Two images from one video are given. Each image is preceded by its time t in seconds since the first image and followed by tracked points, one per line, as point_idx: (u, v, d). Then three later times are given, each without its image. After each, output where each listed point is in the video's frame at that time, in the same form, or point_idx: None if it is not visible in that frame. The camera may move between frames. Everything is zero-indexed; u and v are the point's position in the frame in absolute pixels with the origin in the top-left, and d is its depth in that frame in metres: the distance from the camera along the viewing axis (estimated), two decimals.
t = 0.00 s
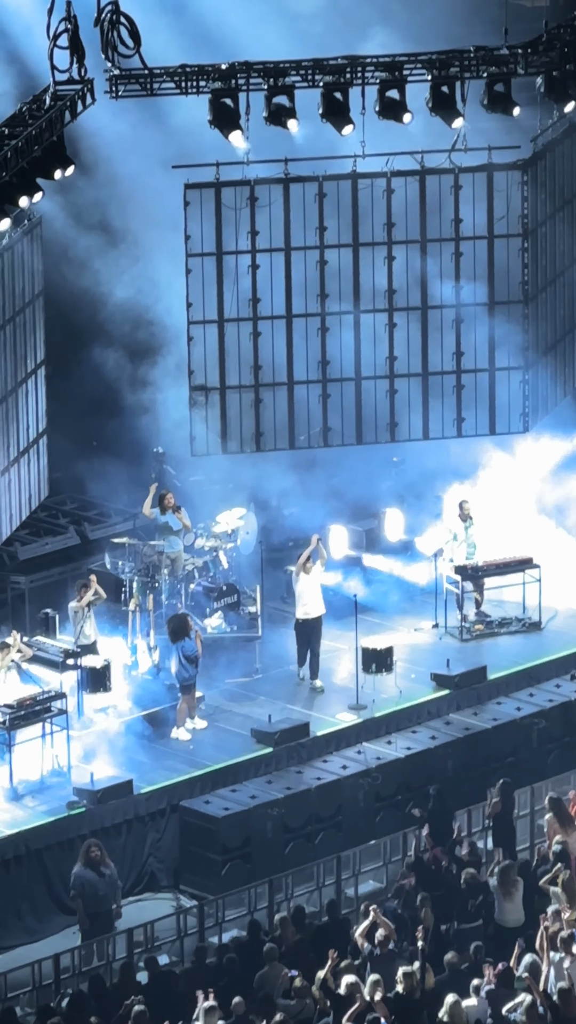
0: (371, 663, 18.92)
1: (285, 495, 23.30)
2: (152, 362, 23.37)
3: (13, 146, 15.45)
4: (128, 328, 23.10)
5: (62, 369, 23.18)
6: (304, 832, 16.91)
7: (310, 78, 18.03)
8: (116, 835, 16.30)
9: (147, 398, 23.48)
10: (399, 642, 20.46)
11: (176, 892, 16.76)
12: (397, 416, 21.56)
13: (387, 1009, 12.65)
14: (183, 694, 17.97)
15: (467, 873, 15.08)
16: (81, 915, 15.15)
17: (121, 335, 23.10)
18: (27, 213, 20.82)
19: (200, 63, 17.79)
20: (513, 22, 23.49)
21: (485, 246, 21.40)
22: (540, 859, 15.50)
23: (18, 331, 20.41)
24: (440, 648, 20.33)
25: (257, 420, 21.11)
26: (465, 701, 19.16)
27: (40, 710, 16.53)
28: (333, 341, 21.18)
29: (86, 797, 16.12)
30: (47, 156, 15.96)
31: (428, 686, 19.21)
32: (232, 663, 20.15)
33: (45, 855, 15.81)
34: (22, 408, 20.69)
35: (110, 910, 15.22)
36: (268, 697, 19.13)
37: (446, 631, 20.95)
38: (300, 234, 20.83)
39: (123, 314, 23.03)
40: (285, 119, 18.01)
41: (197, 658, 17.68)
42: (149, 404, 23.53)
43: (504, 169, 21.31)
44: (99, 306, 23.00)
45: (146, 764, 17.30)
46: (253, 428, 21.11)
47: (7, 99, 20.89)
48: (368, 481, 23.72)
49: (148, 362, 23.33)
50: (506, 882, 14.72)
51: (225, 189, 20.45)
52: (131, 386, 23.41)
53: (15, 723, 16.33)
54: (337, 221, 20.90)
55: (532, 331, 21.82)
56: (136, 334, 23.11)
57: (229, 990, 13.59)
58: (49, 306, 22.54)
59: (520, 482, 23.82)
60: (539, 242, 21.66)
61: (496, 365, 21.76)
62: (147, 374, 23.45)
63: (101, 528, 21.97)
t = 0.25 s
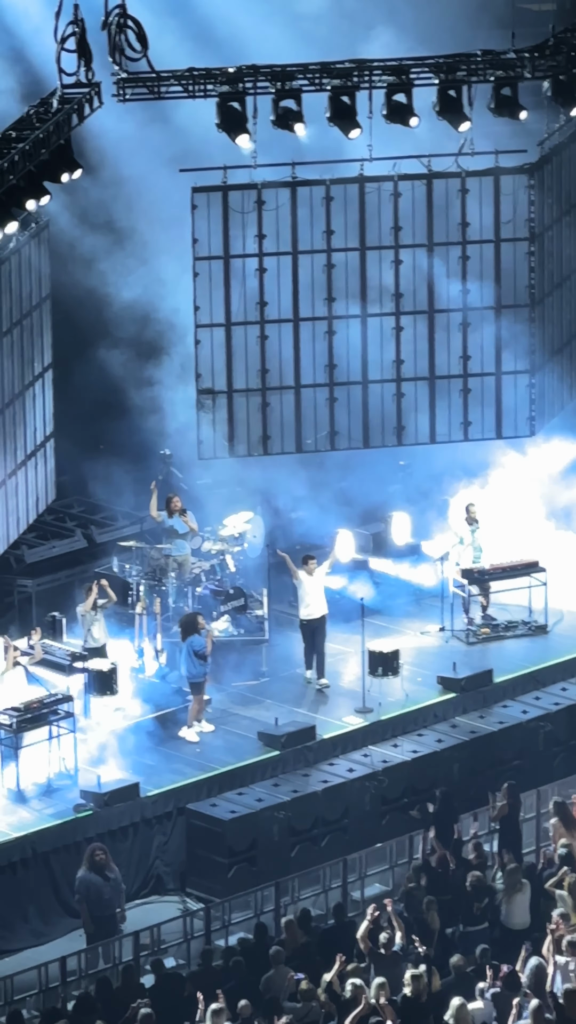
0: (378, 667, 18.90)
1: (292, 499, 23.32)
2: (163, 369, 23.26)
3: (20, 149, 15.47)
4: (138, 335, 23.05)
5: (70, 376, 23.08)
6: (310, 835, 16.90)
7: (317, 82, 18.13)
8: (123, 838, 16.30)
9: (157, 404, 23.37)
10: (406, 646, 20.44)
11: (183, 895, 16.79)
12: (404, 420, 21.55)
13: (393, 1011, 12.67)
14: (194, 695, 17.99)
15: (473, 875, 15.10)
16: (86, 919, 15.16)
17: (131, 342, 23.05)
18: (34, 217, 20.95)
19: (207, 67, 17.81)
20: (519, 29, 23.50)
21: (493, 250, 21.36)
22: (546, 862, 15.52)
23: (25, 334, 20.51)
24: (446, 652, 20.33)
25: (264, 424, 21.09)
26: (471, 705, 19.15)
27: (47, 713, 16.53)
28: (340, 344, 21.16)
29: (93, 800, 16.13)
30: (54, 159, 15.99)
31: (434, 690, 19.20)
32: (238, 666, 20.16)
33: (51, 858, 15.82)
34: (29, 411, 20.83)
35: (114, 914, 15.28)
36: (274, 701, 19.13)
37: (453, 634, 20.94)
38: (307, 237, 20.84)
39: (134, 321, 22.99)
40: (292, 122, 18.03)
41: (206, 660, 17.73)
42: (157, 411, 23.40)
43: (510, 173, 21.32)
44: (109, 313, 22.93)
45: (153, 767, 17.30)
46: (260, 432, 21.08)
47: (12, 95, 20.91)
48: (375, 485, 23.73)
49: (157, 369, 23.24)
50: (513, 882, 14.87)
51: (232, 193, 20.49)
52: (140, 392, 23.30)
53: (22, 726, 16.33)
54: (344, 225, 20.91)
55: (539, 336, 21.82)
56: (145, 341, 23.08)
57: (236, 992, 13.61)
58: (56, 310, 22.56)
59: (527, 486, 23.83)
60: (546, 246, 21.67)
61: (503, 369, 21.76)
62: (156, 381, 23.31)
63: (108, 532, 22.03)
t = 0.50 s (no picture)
0: (380, 672, 18.88)
1: (294, 503, 23.32)
2: (164, 369, 23.39)
3: (24, 154, 15.46)
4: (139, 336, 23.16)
5: (72, 380, 23.26)
6: (313, 840, 16.88)
7: (320, 86, 18.06)
8: (125, 843, 16.30)
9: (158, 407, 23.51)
10: (409, 651, 20.42)
11: (185, 900, 16.79)
12: (407, 426, 21.52)
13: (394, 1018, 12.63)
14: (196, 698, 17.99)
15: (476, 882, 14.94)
16: (89, 924, 15.11)
17: (132, 345, 23.16)
18: (37, 222, 20.98)
19: (211, 71, 17.81)
20: (522, 36, 23.78)
21: (495, 255, 21.34)
22: (548, 868, 15.53)
23: (28, 339, 20.50)
24: (449, 657, 20.31)
25: (267, 429, 21.06)
26: (474, 710, 19.14)
27: (50, 717, 16.53)
28: (343, 349, 21.15)
29: (95, 805, 16.13)
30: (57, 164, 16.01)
31: (437, 696, 19.18)
32: (241, 671, 20.16)
33: (53, 863, 15.81)
34: (32, 415, 20.85)
35: (115, 919, 15.20)
36: (277, 706, 19.12)
37: (455, 640, 20.93)
38: (310, 242, 20.82)
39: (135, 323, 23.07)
40: (296, 128, 18.03)
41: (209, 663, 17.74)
42: (159, 413, 23.56)
43: (513, 178, 21.25)
44: (110, 316, 23.02)
45: (155, 772, 17.30)
46: (263, 437, 21.07)
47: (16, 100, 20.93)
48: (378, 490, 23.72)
49: (159, 371, 23.29)
50: (520, 890, 14.76)
51: (235, 197, 20.43)
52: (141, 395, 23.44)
53: (25, 731, 16.31)
54: (347, 230, 20.87)
55: (542, 341, 21.78)
56: (146, 343, 23.19)
57: (237, 998, 13.58)
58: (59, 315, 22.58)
59: (529, 493, 23.81)
60: (549, 252, 21.64)
61: (506, 374, 21.71)
62: (157, 382, 23.45)
63: (110, 537, 22.06)
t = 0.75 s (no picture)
0: (383, 677, 18.87)
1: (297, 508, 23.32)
2: (166, 374, 23.43)
3: (26, 159, 15.46)
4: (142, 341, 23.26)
5: (76, 384, 23.40)
6: (315, 845, 16.87)
7: (323, 92, 18.07)
8: (127, 848, 16.28)
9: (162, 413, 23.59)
10: (412, 656, 20.41)
11: (187, 906, 16.73)
12: (410, 431, 21.51)
13: None
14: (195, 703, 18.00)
15: (479, 889, 14.95)
16: (94, 930, 15.05)
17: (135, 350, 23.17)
18: (40, 227, 20.98)
19: (214, 77, 17.82)
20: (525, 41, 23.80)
21: (499, 260, 21.34)
22: (551, 874, 15.52)
23: (31, 344, 20.52)
24: (452, 662, 20.30)
25: (270, 434, 21.05)
26: (477, 715, 19.12)
27: (52, 723, 16.52)
28: (346, 354, 21.13)
29: (98, 810, 16.11)
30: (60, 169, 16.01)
31: (439, 701, 19.17)
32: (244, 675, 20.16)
33: (56, 868, 15.80)
34: (35, 420, 20.86)
35: (118, 925, 15.15)
36: (280, 710, 19.12)
37: (458, 645, 20.92)
38: (313, 247, 20.80)
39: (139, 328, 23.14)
40: (299, 133, 18.03)
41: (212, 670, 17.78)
42: (162, 417, 23.60)
43: (517, 183, 21.25)
44: (113, 320, 23.08)
45: (158, 777, 17.29)
46: (266, 442, 21.06)
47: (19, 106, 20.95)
48: (381, 494, 23.74)
49: (162, 376, 23.31)
50: (523, 895, 14.80)
51: (238, 202, 20.44)
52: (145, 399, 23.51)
53: (27, 736, 16.31)
54: (350, 235, 20.86)
55: (545, 346, 21.78)
56: (150, 348, 23.26)
57: (240, 1003, 13.55)
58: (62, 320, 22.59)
59: (532, 498, 23.81)
60: (552, 257, 21.64)
61: (509, 380, 21.70)
62: (160, 386, 23.50)
63: (113, 542, 22.07)
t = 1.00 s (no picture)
0: (384, 678, 18.91)
1: (298, 510, 23.33)
2: (168, 375, 23.44)
3: (28, 161, 15.46)
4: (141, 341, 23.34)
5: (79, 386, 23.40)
6: (316, 847, 16.87)
7: (325, 93, 18.10)
8: (128, 849, 16.29)
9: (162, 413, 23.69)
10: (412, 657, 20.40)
11: (188, 907, 16.74)
12: (411, 432, 21.51)
13: None
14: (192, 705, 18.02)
15: (480, 890, 14.96)
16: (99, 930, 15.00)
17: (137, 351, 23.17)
18: (42, 228, 20.99)
19: (216, 78, 17.82)
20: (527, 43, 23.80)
21: (500, 262, 21.33)
22: (552, 875, 15.53)
23: (32, 345, 20.53)
24: (453, 664, 20.30)
25: (271, 435, 21.04)
26: (477, 717, 19.12)
27: (53, 724, 16.52)
28: (348, 356, 21.09)
29: (98, 811, 16.11)
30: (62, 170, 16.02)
31: (440, 703, 19.17)
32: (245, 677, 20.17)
33: (57, 869, 15.80)
34: (36, 422, 20.87)
35: (122, 925, 15.12)
36: (281, 712, 19.12)
37: (459, 647, 20.92)
38: (315, 249, 20.80)
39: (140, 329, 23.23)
40: (301, 134, 18.03)
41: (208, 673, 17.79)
42: (164, 419, 23.62)
43: (518, 185, 21.25)
44: (115, 322, 23.09)
45: (158, 778, 17.30)
46: (267, 443, 21.05)
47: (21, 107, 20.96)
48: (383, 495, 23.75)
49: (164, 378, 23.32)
50: (522, 898, 14.79)
51: (240, 204, 20.45)
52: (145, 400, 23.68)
53: (28, 737, 16.31)
54: (352, 236, 20.86)
55: (546, 348, 21.78)
56: (151, 350, 23.27)
57: (240, 1004, 13.57)
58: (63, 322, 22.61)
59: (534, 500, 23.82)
60: (553, 258, 21.65)
61: (510, 382, 21.69)
62: (162, 388, 23.51)
63: (114, 543, 22.08)
